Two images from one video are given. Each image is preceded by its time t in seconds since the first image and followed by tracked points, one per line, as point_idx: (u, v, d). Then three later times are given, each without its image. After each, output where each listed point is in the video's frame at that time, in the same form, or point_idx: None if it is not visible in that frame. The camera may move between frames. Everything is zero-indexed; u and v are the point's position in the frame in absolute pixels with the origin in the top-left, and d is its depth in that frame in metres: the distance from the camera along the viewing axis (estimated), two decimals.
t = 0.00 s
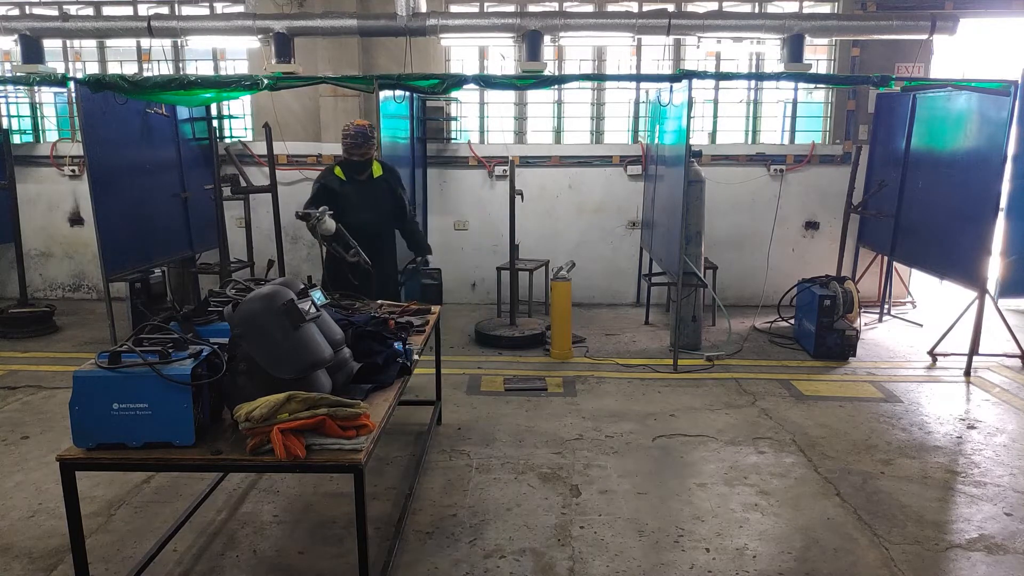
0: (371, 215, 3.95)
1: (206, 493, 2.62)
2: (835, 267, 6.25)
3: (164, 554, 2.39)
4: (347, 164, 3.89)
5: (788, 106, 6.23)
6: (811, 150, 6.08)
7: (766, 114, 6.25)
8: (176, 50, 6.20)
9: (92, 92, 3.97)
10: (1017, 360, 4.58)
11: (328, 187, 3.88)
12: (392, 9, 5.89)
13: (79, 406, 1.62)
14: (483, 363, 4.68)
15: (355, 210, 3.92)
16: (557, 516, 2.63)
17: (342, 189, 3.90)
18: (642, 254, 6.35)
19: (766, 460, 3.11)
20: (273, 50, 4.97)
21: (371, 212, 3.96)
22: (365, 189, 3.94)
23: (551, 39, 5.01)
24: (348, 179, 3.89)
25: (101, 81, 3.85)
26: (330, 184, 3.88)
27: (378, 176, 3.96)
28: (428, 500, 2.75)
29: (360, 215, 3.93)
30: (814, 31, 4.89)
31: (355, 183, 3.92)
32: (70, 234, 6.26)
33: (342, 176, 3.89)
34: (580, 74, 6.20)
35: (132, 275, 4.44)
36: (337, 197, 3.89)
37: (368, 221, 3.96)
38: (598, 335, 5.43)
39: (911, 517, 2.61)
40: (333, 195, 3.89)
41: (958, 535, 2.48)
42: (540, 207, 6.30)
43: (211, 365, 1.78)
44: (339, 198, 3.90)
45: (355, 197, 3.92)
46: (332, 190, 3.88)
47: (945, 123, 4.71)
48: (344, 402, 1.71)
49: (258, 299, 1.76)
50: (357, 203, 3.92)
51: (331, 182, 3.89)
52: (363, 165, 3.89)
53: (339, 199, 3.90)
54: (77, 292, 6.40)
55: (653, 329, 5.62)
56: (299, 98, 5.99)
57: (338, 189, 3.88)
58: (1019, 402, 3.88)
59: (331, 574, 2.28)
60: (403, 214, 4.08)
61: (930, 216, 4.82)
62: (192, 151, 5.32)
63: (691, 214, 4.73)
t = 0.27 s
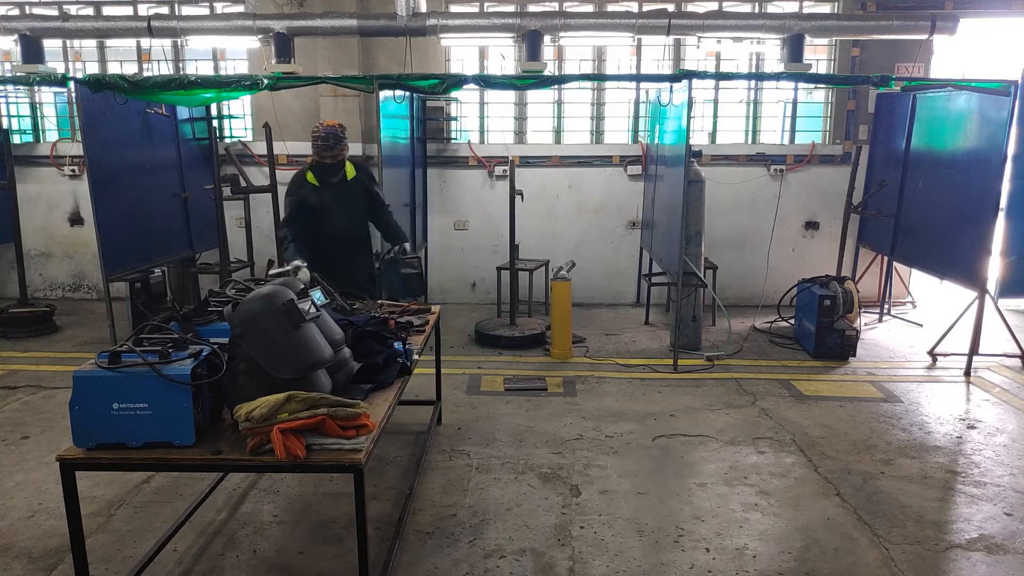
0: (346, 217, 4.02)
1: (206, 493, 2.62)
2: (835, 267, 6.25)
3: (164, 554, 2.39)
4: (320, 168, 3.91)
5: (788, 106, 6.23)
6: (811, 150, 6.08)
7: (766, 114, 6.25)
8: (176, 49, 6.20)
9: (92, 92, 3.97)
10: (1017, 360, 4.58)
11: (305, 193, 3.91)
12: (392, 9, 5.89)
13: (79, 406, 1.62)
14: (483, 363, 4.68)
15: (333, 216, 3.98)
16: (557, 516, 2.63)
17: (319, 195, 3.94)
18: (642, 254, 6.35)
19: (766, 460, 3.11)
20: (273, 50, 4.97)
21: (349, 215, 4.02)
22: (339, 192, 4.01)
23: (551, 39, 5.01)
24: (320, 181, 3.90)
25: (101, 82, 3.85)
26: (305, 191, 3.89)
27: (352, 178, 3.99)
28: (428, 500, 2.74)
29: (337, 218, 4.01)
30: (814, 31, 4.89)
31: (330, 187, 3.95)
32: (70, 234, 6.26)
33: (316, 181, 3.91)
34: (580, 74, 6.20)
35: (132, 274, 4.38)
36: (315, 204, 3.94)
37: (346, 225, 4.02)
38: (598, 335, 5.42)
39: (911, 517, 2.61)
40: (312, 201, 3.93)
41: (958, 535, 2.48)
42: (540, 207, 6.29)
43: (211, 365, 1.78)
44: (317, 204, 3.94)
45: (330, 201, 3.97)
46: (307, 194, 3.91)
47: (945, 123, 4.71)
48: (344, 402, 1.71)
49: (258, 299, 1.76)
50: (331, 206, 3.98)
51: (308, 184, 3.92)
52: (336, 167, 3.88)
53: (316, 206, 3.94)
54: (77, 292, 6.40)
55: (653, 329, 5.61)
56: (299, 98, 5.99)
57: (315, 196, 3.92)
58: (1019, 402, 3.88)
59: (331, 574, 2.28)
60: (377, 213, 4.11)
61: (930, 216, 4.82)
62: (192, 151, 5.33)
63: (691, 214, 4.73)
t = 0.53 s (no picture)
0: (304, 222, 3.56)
1: (206, 493, 2.62)
2: (834, 267, 6.25)
3: (164, 554, 2.39)
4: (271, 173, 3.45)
5: (788, 106, 6.22)
6: (811, 150, 6.07)
7: (766, 114, 6.25)
8: (176, 49, 6.19)
9: (92, 92, 3.97)
10: (1017, 360, 4.58)
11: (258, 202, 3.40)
12: (392, 9, 5.89)
13: (79, 406, 1.62)
14: (483, 363, 4.68)
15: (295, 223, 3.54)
16: (557, 516, 2.63)
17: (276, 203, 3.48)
18: (642, 254, 6.35)
19: (766, 460, 3.11)
20: (273, 50, 4.97)
21: (307, 222, 3.56)
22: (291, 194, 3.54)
23: (551, 39, 5.01)
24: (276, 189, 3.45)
25: (101, 81, 3.85)
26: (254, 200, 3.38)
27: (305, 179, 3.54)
28: (428, 500, 2.75)
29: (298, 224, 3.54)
30: (814, 31, 4.89)
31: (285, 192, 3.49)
32: (70, 234, 6.26)
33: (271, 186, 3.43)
34: (580, 74, 6.20)
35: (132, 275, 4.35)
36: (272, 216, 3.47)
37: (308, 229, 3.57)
38: (598, 335, 5.43)
39: (911, 517, 2.61)
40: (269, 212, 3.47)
41: (958, 535, 2.48)
42: (540, 207, 6.29)
43: (211, 365, 1.78)
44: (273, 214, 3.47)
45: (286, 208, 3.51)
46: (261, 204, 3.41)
47: (945, 122, 4.71)
48: (344, 402, 1.71)
49: (258, 299, 1.76)
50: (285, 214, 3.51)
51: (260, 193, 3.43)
52: (287, 168, 3.44)
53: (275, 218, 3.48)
54: (77, 292, 6.40)
55: (653, 329, 5.61)
56: (299, 97, 5.99)
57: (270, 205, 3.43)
58: (1019, 402, 3.88)
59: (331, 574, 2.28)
60: (341, 212, 3.69)
61: (931, 216, 4.82)
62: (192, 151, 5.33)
63: (691, 214, 4.73)
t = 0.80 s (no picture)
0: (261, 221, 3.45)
1: (206, 493, 2.62)
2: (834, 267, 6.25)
3: (164, 554, 2.39)
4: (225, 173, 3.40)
5: (788, 106, 6.22)
6: (810, 150, 6.08)
7: (766, 114, 6.25)
8: (176, 49, 6.19)
9: (92, 92, 3.97)
10: (1017, 360, 4.58)
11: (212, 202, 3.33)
12: (392, 9, 5.88)
13: (79, 406, 1.62)
14: (482, 363, 4.68)
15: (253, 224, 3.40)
16: (557, 516, 2.63)
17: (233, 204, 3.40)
18: (642, 254, 6.35)
19: (766, 460, 3.11)
20: (273, 50, 4.98)
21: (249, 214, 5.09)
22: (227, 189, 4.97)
23: (551, 39, 5.01)
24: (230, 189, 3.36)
25: (101, 81, 3.85)
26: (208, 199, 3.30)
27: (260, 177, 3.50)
28: (428, 500, 2.74)
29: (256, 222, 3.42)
30: (814, 31, 4.89)
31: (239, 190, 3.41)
32: (70, 234, 6.26)
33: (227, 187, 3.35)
34: (580, 74, 6.20)
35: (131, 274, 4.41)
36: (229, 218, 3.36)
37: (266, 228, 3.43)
38: (598, 335, 5.43)
39: (911, 517, 2.61)
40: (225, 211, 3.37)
41: (958, 535, 2.48)
42: (540, 207, 6.29)
43: (211, 365, 1.79)
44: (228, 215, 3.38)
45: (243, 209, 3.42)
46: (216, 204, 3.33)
47: (945, 122, 4.72)
48: (344, 402, 1.72)
49: (258, 299, 1.76)
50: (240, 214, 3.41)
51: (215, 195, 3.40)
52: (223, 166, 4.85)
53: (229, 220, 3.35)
54: (77, 292, 6.40)
55: (653, 329, 5.61)
56: (299, 97, 5.99)
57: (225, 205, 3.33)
58: (1020, 402, 3.87)
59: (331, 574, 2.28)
60: (294, 209, 3.65)
61: (930, 216, 4.82)
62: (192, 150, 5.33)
63: (691, 214, 4.73)
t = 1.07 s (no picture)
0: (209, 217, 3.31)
1: (206, 493, 2.62)
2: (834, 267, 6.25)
3: (164, 554, 2.39)
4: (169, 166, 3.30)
5: (788, 106, 6.22)
6: (810, 150, 6.07)
7: (766, 114, 6.25)
8: (176, 49, 6.19)
9: (92, 92, 3.97)
10: (1017, 360, 4.58)
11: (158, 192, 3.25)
12: (392, 9, 5.88)
13: (79, 406, 1.62)
14: (483, 363, 4.68)
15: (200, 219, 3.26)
16: (557, 516, 2.63)
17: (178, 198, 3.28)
18: (642, 254, 6.35)
19: (766, 460, 3.11)
20: (273, 50, 4.98)
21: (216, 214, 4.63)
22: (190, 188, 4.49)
23: (551, 39, 5.01)
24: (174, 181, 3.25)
25: (101, 81, 3.85)
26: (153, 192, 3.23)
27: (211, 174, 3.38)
28: (428, 500, 2.75)
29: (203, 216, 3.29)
30: (814, 31, 4.89)
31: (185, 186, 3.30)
32: (70, 234, 6.26)
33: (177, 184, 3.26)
34: (580, 74, 6.20)
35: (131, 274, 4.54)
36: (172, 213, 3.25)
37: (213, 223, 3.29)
38: (598, 335, 5.43)
39: (911, 517, 2.61)
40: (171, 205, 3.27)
41: (958, 535, 2.48)
42: (540, 207, 6.29)
43: (211, 365, 1.79)
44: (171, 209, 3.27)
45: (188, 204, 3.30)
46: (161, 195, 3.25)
47: (945, 122, 4.72)
48: (344, 402, 1.71)
49: (258, 299, 1.76)
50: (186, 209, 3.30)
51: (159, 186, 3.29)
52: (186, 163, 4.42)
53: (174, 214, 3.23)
54: (77, 292, 6.40)
55: (653, 329, 5.61)
56: (299, 97, 5.99)
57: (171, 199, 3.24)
58: (1020, 402, 3.87)
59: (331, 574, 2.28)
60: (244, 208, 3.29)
61: (930, 216, 4.82)
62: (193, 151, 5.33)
63: (691, 214, 4.74)
